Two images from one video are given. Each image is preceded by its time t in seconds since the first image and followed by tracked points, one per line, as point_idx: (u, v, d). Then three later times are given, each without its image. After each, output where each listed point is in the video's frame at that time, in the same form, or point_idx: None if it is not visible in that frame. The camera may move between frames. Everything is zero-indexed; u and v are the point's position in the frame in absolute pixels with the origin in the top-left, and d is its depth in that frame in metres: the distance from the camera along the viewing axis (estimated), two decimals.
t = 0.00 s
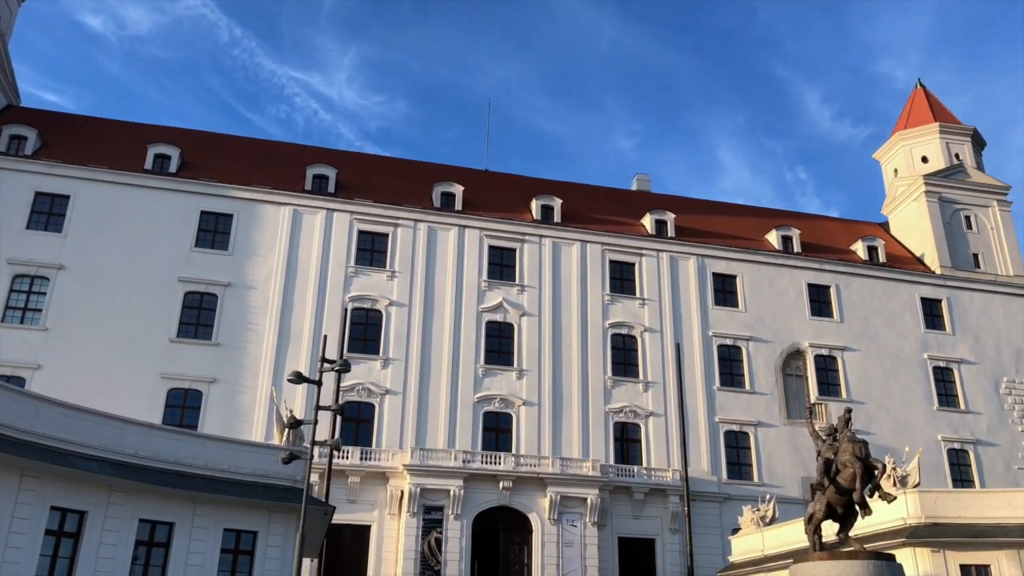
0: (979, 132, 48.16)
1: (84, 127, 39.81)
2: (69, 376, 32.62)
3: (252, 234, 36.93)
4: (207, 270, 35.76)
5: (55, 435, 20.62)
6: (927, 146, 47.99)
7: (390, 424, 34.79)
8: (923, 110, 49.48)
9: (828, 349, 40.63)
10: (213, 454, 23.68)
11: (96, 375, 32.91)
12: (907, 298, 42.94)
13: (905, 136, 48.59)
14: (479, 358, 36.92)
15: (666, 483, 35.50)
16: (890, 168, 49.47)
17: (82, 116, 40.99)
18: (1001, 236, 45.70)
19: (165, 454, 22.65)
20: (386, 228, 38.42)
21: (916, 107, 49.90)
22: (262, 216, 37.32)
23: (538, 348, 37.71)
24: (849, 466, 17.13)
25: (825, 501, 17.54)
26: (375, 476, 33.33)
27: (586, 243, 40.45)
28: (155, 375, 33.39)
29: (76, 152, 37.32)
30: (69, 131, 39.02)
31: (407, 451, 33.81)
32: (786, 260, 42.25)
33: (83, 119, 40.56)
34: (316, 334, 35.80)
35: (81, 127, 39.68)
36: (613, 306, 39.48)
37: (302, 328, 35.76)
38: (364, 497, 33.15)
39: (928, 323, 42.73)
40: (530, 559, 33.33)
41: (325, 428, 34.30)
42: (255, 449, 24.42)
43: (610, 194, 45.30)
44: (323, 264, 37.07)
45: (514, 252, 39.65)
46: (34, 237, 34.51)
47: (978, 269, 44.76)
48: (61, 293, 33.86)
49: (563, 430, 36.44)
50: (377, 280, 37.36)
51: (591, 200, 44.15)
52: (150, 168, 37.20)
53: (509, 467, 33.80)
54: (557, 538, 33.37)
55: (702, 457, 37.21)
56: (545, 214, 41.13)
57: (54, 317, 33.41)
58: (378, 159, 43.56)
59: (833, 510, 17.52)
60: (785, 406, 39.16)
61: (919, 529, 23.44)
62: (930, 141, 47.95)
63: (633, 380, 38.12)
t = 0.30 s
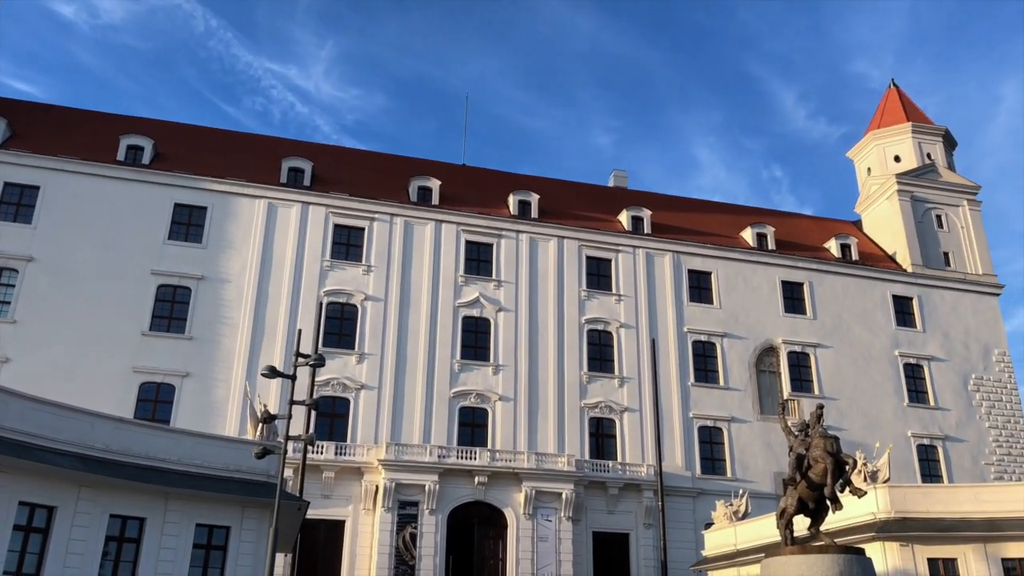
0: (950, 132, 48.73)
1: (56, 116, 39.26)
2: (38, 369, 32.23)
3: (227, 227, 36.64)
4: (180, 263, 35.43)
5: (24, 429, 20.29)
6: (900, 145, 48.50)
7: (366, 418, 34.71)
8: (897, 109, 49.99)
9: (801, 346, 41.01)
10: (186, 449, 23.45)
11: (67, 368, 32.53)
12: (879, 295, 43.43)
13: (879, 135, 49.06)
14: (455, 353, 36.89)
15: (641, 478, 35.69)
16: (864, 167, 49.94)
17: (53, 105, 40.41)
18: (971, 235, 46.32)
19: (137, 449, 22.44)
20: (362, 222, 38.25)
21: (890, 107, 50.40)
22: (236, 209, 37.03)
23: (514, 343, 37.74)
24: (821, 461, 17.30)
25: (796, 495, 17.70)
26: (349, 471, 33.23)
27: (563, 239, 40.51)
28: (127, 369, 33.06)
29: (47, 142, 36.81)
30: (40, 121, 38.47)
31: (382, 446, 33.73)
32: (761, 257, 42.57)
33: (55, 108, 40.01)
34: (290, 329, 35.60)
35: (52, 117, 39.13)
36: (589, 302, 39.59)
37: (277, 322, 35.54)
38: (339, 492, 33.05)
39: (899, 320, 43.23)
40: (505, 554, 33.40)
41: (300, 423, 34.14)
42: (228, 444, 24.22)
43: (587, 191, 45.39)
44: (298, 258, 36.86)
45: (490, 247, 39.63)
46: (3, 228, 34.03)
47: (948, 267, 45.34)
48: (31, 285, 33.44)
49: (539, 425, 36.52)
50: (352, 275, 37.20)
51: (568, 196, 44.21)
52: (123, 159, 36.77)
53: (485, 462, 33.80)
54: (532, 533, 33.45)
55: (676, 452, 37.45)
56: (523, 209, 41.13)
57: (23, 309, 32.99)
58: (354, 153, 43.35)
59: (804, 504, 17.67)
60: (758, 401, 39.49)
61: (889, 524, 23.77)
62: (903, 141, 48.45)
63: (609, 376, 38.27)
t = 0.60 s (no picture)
0: (923, 132, 49.28)
1: (25, 101, 38.64)
2: (5, 357, 31.77)
3: (200, 215, 36.29)
4: (152, 251, 35.05)
5: None
6: (873, 144, 48.98)
7: (339, 410, 34.58)
8: (871, 109, 50.45)
9: (773, 341, 41.36)
10: (157, 439, 23.24)
11: (34, 357, 32.11)
12: (851, 292, 43.89)
13: (853, 134, 49.49)
14: (429, 346, 36.82)
15: (613, 471, 35.84)
16: (837, 165, 50.36)
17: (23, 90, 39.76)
18: (942, 234, 46.91)
19: (109, 441, 22.25)
20: (338, 213, 38.03)
21: (864, 106, 50.88)
22: (210, 197, 36.68)
23: (489, 336, 37.74)
24: (791, 456, 17.45)
25: (766, 489, 17.83)
26: (322, 463, 33.10)
27: (539, 233, 40.53)
28: (96, 358, 32.67)
29: (16, 127, 36.22)
30: (9, 105, 37.83)
31: (355, 438, 33.62)
32: (735, 253, 42.87)
33: (25, 93, 39.37)
34: (263, 319, 35.34)
35: (22, 101, 38.50)
36: (565, 296, 39.66)
37: (250, 312, 35.28)
38: (311, 484, 32.91)
39: (869, 317, 43.73)
40: (477, 547, 33.43)
41: (272, 414, 33.93)
42: (199, 434, 24.00)
43: (563, 184, 45.41)
44: (272, 248, 36.59)
45: (466, 240, 39.56)
46: None
47: (919, 266, 45.90)
48: None
49: (513, 418, 36.58)
50: (327, 265, 36.99)
51: (544, 189, 44.22)
52: (94, 145, 36.26)
53: (459, 455, 33.78)
54: (504, 525, 33.53)
55: (649, 445, 37.68)
56: (499, 202, 41.08)
57: None
58: (330, 143, 43.05)
59: (773, 498, 17.81)
60: (730, 396, 39.80)
61: (856, 518, 24.08)
62: (876, 140, 48.94)
63: (583, 369, 38.38)
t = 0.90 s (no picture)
0: (899, 133, 49.76)
1: None
2: None
3: (176, 206, 35.95)
4: (127, 242, 34.67)
5: None
6: (850, 145, 49.39)
7: (315, 404, 34.41)
8: (848, 110, 50.87)
9: (748, 339, 41.65)
10: (130, 432, 22.98)
11: (5, 347, 31.67)
12: (826, 291, 44.27)
13: (831, 134, 49.88)
14: (407, 340, 36.72)
15: (589, 467, 35.95)
16: (814, 165, 50.75)
17: None
18: (916, 235, 47.43)
19: (77, 431, 21.79)
20: (315, 206, 37.81)
21: (842, 107, 51.29)
22: (186, 188, 36.34)
23: (467, 331, 37.70)
24: (765, 453, 17.58)
25: (741, 486, 17.95)
26: (297, 457, 32.93)
27: (518, 228, 40.52)
28: (68, 349, 32.28)
29: None
30: None
31: (331, 432, 33.49)
32: (712, 251, 43.10)
33: None
34: (239, 312, 35.09)
35: None
36: (543, 292, 39.70)
37: (225, 305, 35.01)
38: (286, 478, 32.74)
39: (844, 316, 44.14)
40: (452, 542, 33.41)
41: (247, 407, 33.71)
42: (172, 428, 23.77)
43: (542, 180, 45.43)
44: (249, 240, 36.33)
45: (445, 235, 39.48)
46: None
47: (893, 266, 46.39)
48: None
49: (489, 414, 36.59)
50: (304, 259, 36.78)
51: (524, 185, 44.20)
52: (68, 133, 35.78)
53: (435, 450, 33.73)
54: (480, 521, 33.55)
55: (625, 441, 37.83)
56: (479, 197, 41.01)
57: None
58: (309, 135, 42.78)
59: (748, 495, 17.92)
60: (706, 393, 40.05)
61: (829, 515, 24.33)
62: (853, 141, 49.37)
63: (560, 366, 38.45)
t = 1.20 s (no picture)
0: (876, 128, 50.15)
1: None
2: None
3: (152, 193, 35.60)
4: (101, 229, 34.30)
5: None
6: (828, 139, 49.73)
7: (292, 393, 34.28)
8: (827, 104, 51.20)
9: (725, 331, 41.92)
10: (103, 421, 22.78)
11: None
12: (802, 284, 44.62)
13: (809, 128, 50.19)
14: (385, 330, 36.62)
15: (567, 457, 36.09)
16: (792, 159, 51.07)
17: None
18: (891, 229, 47.88)
19: (49, 419, 21.55)
20: (294, 194, 37.58)
21: (820, 101, 51.60)
22: (162, 175, 35.99)
23: (446, 320, 37.67)
24: (740, 443, 17.71)
25: (715, 476, 18.08)
26: (274, 446, 32.80)
27: (497, 219, 40.48)
28: (41, 337, 31.92)
29: None
30: None
31: (308, 422, 33.38)
32: (691, 243, 43.29)
33: None
34: (216, 300, 34.84)
35: None
36: (522, 283, 39.73)
37: (202, 293, 34.74)
38: (262, 467, 32.61)
39: (819, 309, 44.53)
40: (429, 531, 33.40)
41: (223, 396, 33.53)
42: (145, 416, 23.59)
43: (522, 171, 45.41)
44: (226, 228, 36.04)
45: (425, 224, 39.37)
46: None
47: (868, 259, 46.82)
48: None
49: (468, 404, 36.62)
50: (281, 247, 36.56)
51: (504, 175, 44.16)
52: (41, 118, 35.29)
53: (413, 439, 33.70)
54: (457, 510, 33.59)
55: (602, 431, 38.00)
56: (458, 186, 40.90)
57: None
58: (288, 123, 42.48)
59: (723, 485, 18.05)
60: (683, 384, 40.29)
61: (802, 505, 24.60)
62: (831, 135, 49.69)
63: (539, 356, 38.53)
